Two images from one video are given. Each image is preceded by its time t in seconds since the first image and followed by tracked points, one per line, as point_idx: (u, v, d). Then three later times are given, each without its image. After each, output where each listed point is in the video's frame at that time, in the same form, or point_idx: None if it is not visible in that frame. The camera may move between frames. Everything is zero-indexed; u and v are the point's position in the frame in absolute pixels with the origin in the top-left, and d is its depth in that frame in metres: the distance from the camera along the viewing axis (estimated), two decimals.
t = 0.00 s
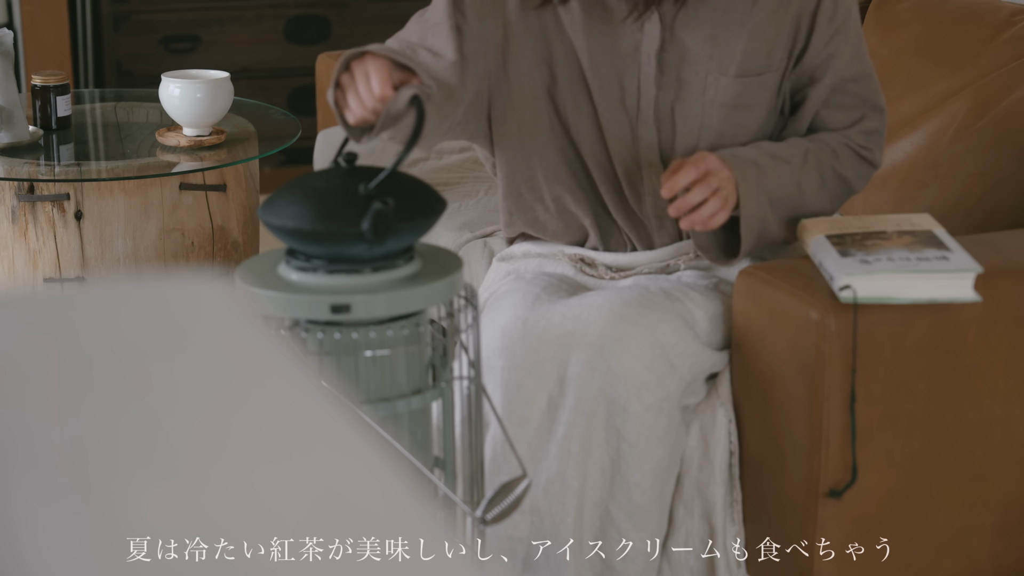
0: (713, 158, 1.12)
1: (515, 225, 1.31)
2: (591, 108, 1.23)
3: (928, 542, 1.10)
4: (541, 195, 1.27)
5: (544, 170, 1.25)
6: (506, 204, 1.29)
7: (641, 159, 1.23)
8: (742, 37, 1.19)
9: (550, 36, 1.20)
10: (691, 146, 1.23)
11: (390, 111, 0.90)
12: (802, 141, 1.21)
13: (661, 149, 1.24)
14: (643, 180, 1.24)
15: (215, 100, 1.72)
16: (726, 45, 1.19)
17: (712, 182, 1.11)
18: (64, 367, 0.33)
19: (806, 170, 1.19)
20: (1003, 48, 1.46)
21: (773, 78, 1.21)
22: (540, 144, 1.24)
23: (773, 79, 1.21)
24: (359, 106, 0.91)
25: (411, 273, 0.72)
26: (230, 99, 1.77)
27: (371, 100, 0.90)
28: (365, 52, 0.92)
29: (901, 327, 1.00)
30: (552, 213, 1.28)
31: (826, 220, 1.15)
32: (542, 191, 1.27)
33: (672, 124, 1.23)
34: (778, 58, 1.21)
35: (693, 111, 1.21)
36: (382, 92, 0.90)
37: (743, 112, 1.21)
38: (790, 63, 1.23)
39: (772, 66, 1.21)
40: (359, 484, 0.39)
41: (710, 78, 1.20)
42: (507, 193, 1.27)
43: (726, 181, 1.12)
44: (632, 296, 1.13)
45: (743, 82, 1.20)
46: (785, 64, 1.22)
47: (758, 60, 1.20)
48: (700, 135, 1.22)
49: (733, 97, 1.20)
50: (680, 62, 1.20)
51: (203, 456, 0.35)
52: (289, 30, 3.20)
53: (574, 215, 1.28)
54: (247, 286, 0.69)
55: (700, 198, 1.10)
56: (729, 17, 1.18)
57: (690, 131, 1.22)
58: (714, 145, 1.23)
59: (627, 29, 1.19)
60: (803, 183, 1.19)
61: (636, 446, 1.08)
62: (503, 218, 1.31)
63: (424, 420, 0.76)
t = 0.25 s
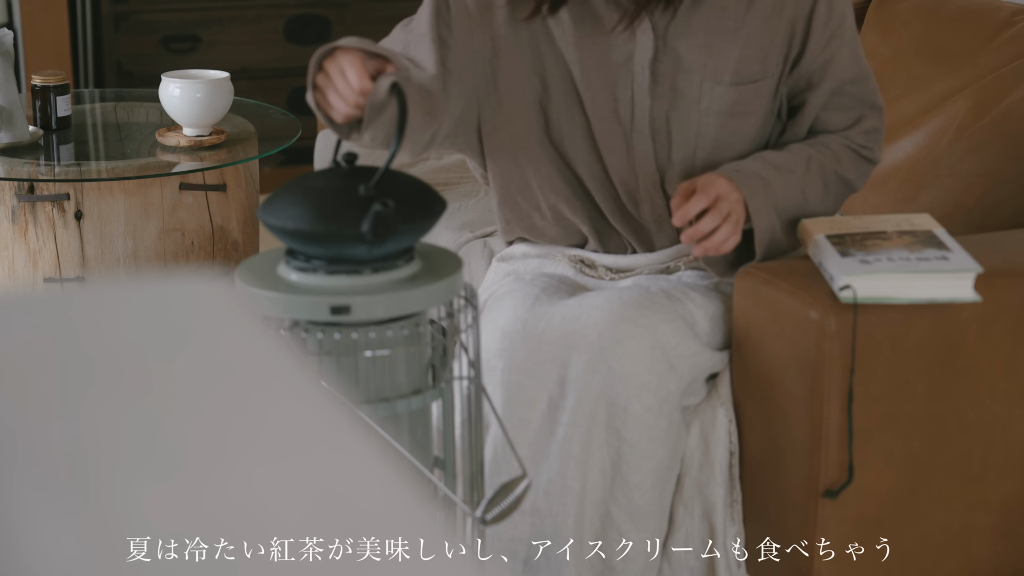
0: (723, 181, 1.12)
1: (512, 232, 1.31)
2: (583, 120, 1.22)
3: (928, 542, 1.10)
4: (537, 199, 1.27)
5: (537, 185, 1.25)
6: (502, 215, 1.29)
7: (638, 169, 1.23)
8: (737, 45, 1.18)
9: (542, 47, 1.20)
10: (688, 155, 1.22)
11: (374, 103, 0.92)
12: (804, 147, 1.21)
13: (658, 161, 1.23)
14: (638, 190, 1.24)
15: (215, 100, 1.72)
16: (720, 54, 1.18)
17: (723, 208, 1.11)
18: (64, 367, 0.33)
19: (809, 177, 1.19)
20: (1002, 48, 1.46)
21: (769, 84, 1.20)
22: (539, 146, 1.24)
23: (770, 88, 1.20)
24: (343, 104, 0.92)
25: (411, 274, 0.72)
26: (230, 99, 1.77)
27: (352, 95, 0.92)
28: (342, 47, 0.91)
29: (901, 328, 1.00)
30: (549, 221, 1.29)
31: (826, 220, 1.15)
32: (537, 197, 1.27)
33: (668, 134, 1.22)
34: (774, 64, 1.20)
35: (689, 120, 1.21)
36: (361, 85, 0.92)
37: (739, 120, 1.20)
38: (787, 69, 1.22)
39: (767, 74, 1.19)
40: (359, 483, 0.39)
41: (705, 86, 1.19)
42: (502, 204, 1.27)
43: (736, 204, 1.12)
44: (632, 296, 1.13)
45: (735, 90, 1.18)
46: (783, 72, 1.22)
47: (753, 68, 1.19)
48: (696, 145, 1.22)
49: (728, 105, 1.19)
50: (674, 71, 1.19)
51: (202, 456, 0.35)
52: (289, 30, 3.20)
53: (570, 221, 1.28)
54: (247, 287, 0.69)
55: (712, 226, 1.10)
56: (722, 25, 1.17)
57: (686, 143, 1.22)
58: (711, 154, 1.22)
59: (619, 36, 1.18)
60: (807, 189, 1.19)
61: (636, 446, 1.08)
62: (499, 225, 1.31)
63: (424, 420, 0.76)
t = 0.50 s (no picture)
0: (706, 195, 1.09)
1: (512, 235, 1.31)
2: (578, 126, 1.22)
3: (928, 542, 1.10)
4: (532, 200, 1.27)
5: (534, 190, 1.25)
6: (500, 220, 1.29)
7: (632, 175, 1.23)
8: (728, 53, 1.18)
9: (535, 54, 1.20)
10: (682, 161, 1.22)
11: (366, 101, 0.92)
12: (795, 153, 1.21)
13: (653, 166, 1.23)
14: (634, 193, 1.24)
15: (215, 100, 1.73)
16: (712, 60, 1.18)
17: (706, 221, 1.08)
18: (65, 367, 0.33)
19: (800, 183, 1.19)
20: (1002, 48, 1.46)
21: (763, 88, 1.20)
22: (538, 147, 1.24)
23: (762, 92, 1.20)
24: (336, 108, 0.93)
25: (411, 274, 0.72)
26: (230, 99, 1.77)
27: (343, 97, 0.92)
28: (324, 49, 0.91)
29: (901, 328, 1.00)
30: (547, 224, 1.29)
31: (826, 220, 1.15)
32: (533, 201, 1.27)
33: (662, 142, 1.21)
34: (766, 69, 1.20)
35: (683, 125, 1.20)
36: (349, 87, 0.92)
37: (735, 124, 1.20)
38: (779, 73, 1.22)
39: (759, 79, 1.19)
40: (358, 483, 0.38)
41: (698, 91, 1.18)
42: (500, 209, 1.27)
43: (719, 218, 1.09)
44: (632, 296, 1.13)
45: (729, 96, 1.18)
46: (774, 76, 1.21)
47: (746, 73, 1.19)
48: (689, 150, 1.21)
49: (721, 109, 1.19)
50: (668, 77, 1.19)
51: (202, 456, 0.35)
52: (289, 30, 3.20)
53: (566, 224, 1.29)
54: (247, 287, 0.69)
55: (695, 240, 1.07)
56: (715, 28, 1.17)
57: (681, 147, 1.21)
58: (705, 159, 1.22)
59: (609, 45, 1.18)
60: (798, 196, 1.19)
61: (636, 446, 1.08)
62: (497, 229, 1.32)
63: (424, 420, 0.76)
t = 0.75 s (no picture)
0: (704, 201, 1.09)
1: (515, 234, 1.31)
2: (576, 127, 1.22)
3: (928, 542, 1.10)
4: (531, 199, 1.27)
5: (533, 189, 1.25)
6: (500, 220, 1.30)
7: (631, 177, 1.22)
8: (726, 51, 1.18)
9: (533, 56, 1.20)
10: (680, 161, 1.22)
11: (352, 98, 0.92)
12: (794, 154, 1.20)
13: (652, 166, 1.23)
14: (634, 192, 1.23)
15: (215, 100, 1.72)
16: (710, 60, 1.18)
17: (704, 229, 1.08)
18: (65, 366, 0.33)
19: (800, 184, 1.19)
20: (1002, 48, 1.46)
21: (760, 87, 1.20)
22: (538, 146, 1.24)
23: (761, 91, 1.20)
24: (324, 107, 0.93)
25: (411, 273, 0.72)
26: (230, 99, 1.77)
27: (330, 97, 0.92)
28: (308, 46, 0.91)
29: (901, 328, 1.00)
30: (547, 224, 1.29)
31: (826, 220, 1.14)
32: (534, 199, 1.27)
33: (661, 140, 1.21)
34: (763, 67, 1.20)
35: (681, 124, 1.20)
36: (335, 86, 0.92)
37: (733, 124, 1.20)
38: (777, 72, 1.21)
39: (757, 78, 1.19)
40: (358, 482, 0.39)
41: (697, 91, 1.18)
42: (500, 209, 1.28)
43: (717, 224, 1.10)
44: (632, 295, 1.13)
45: (730, 95, 1.18)
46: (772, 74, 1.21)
47: (744, 71, 1.19)
48: (687, 148, 1.21)
49: (720, 109, 1.19)
50: (665, 77, 1.19)
51: (203, 456, 0.35)
52: (289, 30, 3.20)
53: (564, 223, 1.28)
54: (247, 287, 0.68)
55: (692, 248, 1.08)
56: (713, 29, 1.17)
57: (681, 144, 1.21)
58: (705, 159, 1.22)
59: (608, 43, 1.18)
60: (798, 197, 1.19)
61: (635, 446, 1.08)
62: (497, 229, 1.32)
63: (424, 420, 0.76)
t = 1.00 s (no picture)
0: (705, 199, 1.10)
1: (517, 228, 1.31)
2: (578, 122, 1.22)
3: (928, 542, 1.10)
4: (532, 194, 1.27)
5: (536, 180, 1.25)
6: (501, 213, 1.29)
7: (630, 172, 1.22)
8: (727, 44, 1.18)
9: (535, 46, 1.20)
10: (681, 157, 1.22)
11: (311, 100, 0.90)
12: (795, 152, 1.21)
13: (652, 161, 1.23)
14: (636, 188, 1.23)
15: (215, 100, 1.73)
16: (711, 54, 1.18)
17: (705, 227, 1.08)
18: (65, 366, 0.33)
19: (801, 181, 1.19)
20: (1002, 48, 1.46)
21: (762, 83, 1.20)
22: (544, 137, 1.24)
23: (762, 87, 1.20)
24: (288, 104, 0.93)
25: (411, 273, 0.72)
26: (230, 99, 1.77)
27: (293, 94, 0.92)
28: (275, 42, 0.91)
29: (901, 328, 1.00)
30: (550, 214, 1.28)
31: (826, 220, 1.14)
32: (537, 191, 1.26)
33: (661, 134, 1.21)
34: (765, 62, 1.20)
35: (681, 119, 1.20)
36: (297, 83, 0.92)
37: (733, 118, 1.20)
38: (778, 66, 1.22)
39: (757, 72, 1.20)
40: (359, 483, 0.39)
41: (697, 85, 1.19)
42: (503, 201, 1.27)
43: (718, 222, 1.10)
44: (633, 296, 1.13)
45: (732, 89, 1.18)
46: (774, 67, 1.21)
47: (745, 66, 1.19)
48: (688, 143, 1.21)
49: (721, 103, 1.19)
50: (665, 71, 1.19)
51: (203, 456, 0.35)
52: (289, 30, 3.20)
53: (564, 216, 1.28)
54: (247, 287, 0.69)
55: (692, 246, 1.08)
56: (714, 24, 1.17)
57: (681, 138, 1.21)
58: (705, 155, 1.22)
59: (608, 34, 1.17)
60: (799, 194, 1.19)
61: (635, 446, 1.08)
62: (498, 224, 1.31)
63: (424, 420, 0.76)
